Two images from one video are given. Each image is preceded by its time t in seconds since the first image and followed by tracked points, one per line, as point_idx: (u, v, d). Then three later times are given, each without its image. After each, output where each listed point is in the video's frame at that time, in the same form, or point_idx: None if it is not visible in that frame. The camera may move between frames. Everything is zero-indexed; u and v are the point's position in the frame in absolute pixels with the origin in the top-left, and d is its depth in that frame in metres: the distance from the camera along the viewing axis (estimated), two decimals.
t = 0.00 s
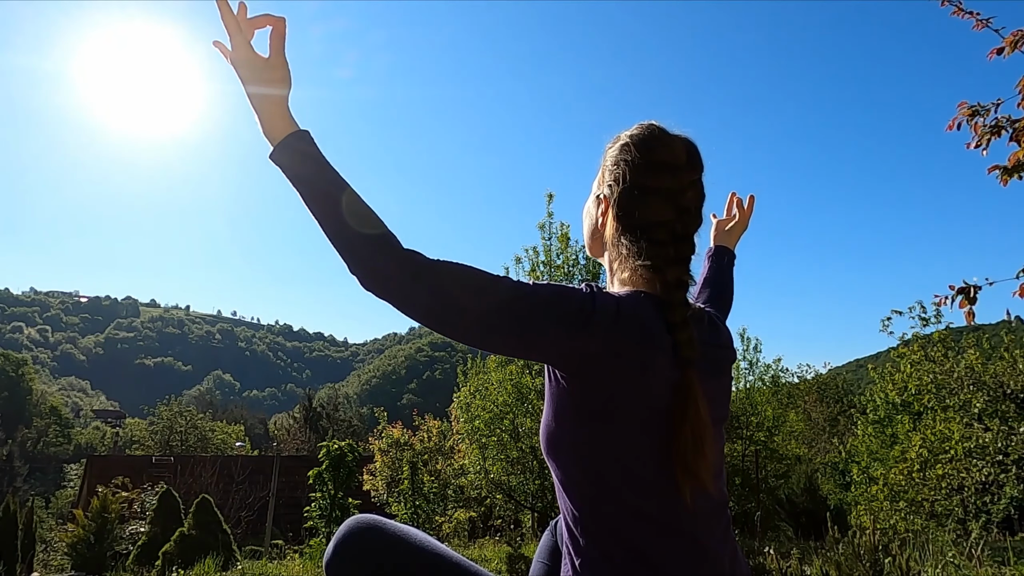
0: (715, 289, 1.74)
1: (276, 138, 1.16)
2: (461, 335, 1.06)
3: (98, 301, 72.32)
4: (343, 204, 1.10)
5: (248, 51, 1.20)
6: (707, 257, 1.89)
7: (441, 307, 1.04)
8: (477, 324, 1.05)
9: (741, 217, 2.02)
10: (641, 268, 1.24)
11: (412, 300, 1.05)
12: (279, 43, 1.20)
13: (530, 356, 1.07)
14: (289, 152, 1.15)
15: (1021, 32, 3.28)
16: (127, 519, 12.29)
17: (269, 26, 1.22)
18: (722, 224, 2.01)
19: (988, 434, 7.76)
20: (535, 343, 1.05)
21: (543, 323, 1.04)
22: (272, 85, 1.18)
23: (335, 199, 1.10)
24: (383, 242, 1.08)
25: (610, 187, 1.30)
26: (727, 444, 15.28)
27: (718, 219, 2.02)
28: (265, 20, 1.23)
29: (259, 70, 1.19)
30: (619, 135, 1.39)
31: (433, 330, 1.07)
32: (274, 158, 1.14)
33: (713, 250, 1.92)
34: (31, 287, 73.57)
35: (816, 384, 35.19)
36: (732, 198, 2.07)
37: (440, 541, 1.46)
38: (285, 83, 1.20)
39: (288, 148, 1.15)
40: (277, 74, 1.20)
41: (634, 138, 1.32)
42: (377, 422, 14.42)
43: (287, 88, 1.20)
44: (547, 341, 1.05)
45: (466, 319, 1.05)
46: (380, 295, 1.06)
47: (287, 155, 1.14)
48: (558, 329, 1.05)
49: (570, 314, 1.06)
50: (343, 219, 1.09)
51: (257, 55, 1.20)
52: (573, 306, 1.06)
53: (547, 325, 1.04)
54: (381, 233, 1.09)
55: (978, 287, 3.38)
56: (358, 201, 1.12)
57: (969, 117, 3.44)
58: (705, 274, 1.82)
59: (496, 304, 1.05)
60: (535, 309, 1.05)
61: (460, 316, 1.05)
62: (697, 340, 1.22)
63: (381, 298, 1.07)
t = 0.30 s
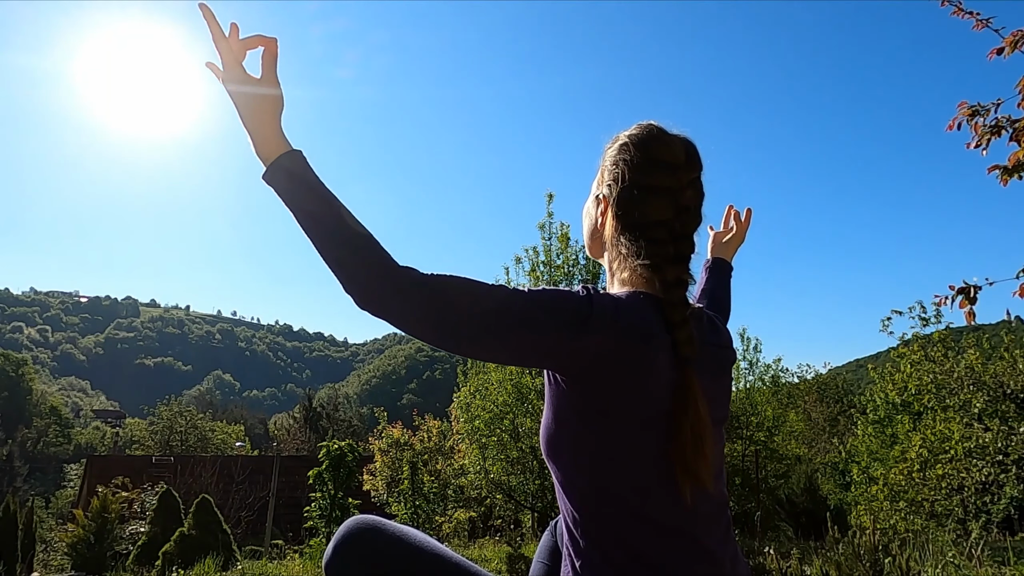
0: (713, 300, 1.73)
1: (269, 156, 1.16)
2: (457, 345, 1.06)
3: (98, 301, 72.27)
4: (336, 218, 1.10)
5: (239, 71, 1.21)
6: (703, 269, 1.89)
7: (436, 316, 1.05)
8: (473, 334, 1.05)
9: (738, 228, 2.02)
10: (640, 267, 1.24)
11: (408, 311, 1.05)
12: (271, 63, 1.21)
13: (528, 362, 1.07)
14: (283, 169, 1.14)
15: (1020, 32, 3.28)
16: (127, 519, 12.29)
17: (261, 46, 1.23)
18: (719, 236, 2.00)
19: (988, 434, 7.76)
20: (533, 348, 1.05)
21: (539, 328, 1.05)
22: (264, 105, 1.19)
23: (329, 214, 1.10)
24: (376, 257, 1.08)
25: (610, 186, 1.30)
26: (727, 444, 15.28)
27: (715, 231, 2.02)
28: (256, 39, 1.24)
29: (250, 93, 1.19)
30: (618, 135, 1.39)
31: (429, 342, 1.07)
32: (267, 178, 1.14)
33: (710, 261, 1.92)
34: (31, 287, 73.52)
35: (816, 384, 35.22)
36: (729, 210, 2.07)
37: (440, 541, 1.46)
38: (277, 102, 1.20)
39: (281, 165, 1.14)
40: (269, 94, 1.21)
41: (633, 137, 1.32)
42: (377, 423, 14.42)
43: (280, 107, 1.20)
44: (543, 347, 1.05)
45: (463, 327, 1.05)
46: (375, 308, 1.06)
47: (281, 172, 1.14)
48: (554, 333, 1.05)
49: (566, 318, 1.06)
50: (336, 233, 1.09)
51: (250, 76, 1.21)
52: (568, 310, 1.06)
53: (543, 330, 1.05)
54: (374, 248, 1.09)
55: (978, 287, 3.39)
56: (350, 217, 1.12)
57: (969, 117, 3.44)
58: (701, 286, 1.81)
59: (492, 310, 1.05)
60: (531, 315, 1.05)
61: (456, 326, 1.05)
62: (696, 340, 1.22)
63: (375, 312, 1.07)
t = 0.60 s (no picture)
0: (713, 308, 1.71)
1: (262, 173, 1.16)
2: (453, 355, 1.06)
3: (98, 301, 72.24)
4: (330, 232, 1.10)
5: (232, 90, 1.22)
6: (701, 279, 1.88)
7: (432, 327, 1.05)
8: (470, 341, 1.05)
9: (736, 239, 2.01)
10: (640, 268, 1.24)
11: (406, 318, 1.05)
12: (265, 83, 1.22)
13: (524, 367, 1.07)
14: (277, 187, 1.13)
15: (1021, 32, 3.28)
16: (127, 519, 12.29)
17: (254, 63, 1.24)
18: (716, 246, 2.00)
19: (988, 434, 7.75)
20: (529, 353, 1.05)
21: (536, 333, 1.04)
22: (257, 124, 1.19)
23: (324, 227, 1.10)
24: (370, 268, 1.08)
25: (610, 186, 1.30)
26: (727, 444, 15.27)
27: (712, 242, 2.01)
28: (249, 57, 1.25)
29: (243, 112, 1.19)
30: (617, 135, 1.39)
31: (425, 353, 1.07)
32: (262, 196, 1.13)
33: (707, 271, 1.92)
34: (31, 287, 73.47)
35: (816, 384, 35.22)
36: (725, 221, 2.07)
37: (440, 540, 1.46)
38: (271, 120, 1.21)
39: (275, 182, 1.14)
40: (263, 113, 1.21)
41: (632, 138, 1.32)
42: (377, 422, 14.41)
43: (274, 123, 1.21)
44: (542, 349, 1.04)
45: (459, 335, 1.05)
46: (371, 322, 1.07)
47: (277, 191, 1.14)
48: (550, 337, 1.05)
49: (562, 322, 1.05)
50: (330, 243, 1.09)
51: (242, 95, 1.21)
52: (565, 311, 1.06)
53: (540, 331, 1.04)
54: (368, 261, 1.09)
55: (978, 287, 3.39)
56: (344, 231, 1.12)
57: (969, 117, 3.44)
58: (699, 296, 1.80)
59: (486, 317, 1.05)
60: (525, 322, 1.05)
61: (453, 338, 1.05)
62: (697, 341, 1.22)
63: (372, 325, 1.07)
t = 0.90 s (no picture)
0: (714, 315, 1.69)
1: (259, 189, 1.17)
2: (452, 364, 1.06)
3: (98, 301, 72.25)
4: (327, 245, 1.11)
5: (227, 107, 1.23)
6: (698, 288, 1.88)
7: (430, 332, 1.05)
8: (468, 348, 1.05)
9: (732, 249, 2.01)
10: (642, 268, 1.24)
11: (403, 326, 1.05)
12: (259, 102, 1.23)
13: (524, 372, 1.07)
14: (275, 203, 1.14)
15: (1021, 32, 3.28)
16: (127, 519, 12.29)
17: (249, 81, 1.25)
18: (713, 257, 1.99)
19: (988, 434, 7.74)
20: (528, 358, 1.05)
21: (535, 337, 1.04)
22: (253, 141, 1.20)
23: (321, 240, 1.11)
24: (367, 280, 1.08)
25: (612, 186, 1.30)
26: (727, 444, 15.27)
27: (709, 253, 2.01)
28: (245, 74, 1.26)
29: (238, 130, 1.20)
30: (618, 135, 1.39)
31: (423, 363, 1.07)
32: (259, 214, 1.14)
33: (705, 280, 1.92)
34: (31, 287, 73.47)
35: (816, 384, 35.24)
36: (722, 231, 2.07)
37: (440, 540, 1.47)
38: (267, 136, 1.21)
39: (272, 198, 1.15)
40: (259, 130, 1.22)
41: (634, 137, 1.32)
42: (377, 422, 14.41)
43: (270, 138, 1.22)
44: (540, 351, 1.04)
45: (456, 340, 1.05)
46: (370, 333, 1.07)
47: (273, 207, 1.14)
48: (549, 340, 1.05)
49: (561, 324, 1.06)
50: (325, 253, 1.09)
51: (237, 112, 1.22)
52: (564, 315, 1.06)
53: (540, 332, 1.04)
54: (365, 272, 1.09)
55: (977, 287, 3.39)
56: (340, 243, 1.13)
57: (969, 117, 3.44)
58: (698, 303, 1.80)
59: (484, 322, 1.05)
60: (524, 326, 1.05)
61: (450, 346, 1.05)
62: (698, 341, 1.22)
63: (369, 336, 1.07)
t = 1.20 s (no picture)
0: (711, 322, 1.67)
1: (254, 207, 1.16)
2: (450, 373, 1.06)
3: (98, 301, 72.29)
4: (323, 259, 1.11)
5: (219, 127, 1.23)
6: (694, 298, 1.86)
7: (428, 340, 1.05)
8: (466, 356, 1.04)
9: (727, 263, 2.00)
10: (642, 268, 1.24)
11: (400, 340, 1.05)
12: (251, 120, 1.24)
13: (523, 378, 1.07)
14: (269, 220, 1.14)
15: (1021, 31, 3.28)
16: (127, 519, 12.29)
17: (241, 101, 1.25)
18: (707, 271, 1.98)
19: (987, 434, 7.74)
20: (527, 363, 1.05)
21: (533, 340, 1.04)
22: (247, 159, 1.20)
23: (316, 256, 1.10)
24: (362, 295, 1.08)
25: (613, 186, 1.30)
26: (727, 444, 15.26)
27: (703, 267, 2.00)
28: (236, 95, 1.26)
29: (231, 149, 1.20)
30: (617, 137, 1.39)
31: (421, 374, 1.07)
32: (255, 233, 1.13)
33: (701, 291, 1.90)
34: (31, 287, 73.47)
35: (816, 384, 35.24)
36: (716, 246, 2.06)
37: (440, 540, 1.46)
38: (260, 154, 1.21)
39: (268, 216, 1.14)
40: (253, 148, 1.22)
41: (634, 138, 1.32)
42: (377, 422, 14.42)
43: (263, 155, 1.22)
44: (540, 354, 1.04)
45: (453, 346, 1.04)
46: (369, 345, 1.07)
47: (268, 224, 1.14)
48: (546, 345, 1.05)
49: (559, 329, 1.05)
50: (320, 267, 1.09)
51: (230, 130, 1.23)
52: (562, 320, 1.05)
53: (539, 336, 1.04)
54: (362, 285, 1.09)
55: (978, 287, 3.39)
56: (336, 257, 1.12)
57: (969, 117, 3.44)
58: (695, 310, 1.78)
59: (482, 330, 1.05)
60: (521, 332, 1.04)
61: (447, 355, 1.05)
62: (698, 340, 1.21)
63: (366, 348, 1.07)
